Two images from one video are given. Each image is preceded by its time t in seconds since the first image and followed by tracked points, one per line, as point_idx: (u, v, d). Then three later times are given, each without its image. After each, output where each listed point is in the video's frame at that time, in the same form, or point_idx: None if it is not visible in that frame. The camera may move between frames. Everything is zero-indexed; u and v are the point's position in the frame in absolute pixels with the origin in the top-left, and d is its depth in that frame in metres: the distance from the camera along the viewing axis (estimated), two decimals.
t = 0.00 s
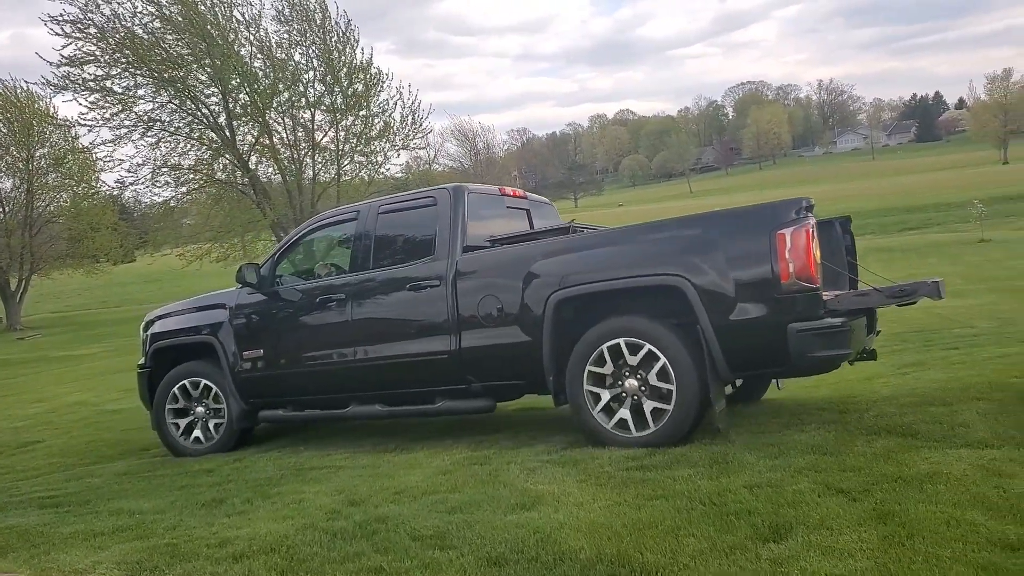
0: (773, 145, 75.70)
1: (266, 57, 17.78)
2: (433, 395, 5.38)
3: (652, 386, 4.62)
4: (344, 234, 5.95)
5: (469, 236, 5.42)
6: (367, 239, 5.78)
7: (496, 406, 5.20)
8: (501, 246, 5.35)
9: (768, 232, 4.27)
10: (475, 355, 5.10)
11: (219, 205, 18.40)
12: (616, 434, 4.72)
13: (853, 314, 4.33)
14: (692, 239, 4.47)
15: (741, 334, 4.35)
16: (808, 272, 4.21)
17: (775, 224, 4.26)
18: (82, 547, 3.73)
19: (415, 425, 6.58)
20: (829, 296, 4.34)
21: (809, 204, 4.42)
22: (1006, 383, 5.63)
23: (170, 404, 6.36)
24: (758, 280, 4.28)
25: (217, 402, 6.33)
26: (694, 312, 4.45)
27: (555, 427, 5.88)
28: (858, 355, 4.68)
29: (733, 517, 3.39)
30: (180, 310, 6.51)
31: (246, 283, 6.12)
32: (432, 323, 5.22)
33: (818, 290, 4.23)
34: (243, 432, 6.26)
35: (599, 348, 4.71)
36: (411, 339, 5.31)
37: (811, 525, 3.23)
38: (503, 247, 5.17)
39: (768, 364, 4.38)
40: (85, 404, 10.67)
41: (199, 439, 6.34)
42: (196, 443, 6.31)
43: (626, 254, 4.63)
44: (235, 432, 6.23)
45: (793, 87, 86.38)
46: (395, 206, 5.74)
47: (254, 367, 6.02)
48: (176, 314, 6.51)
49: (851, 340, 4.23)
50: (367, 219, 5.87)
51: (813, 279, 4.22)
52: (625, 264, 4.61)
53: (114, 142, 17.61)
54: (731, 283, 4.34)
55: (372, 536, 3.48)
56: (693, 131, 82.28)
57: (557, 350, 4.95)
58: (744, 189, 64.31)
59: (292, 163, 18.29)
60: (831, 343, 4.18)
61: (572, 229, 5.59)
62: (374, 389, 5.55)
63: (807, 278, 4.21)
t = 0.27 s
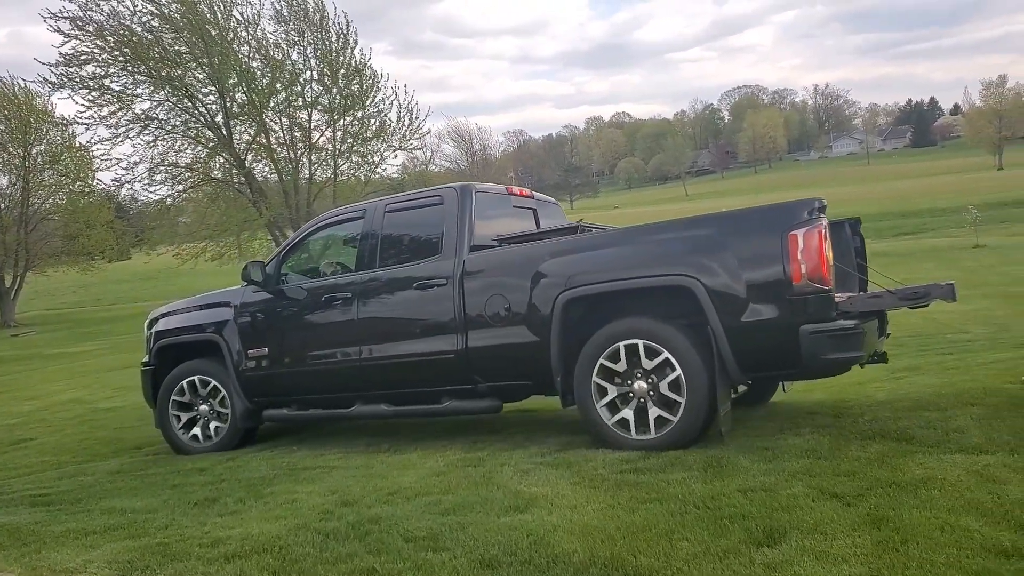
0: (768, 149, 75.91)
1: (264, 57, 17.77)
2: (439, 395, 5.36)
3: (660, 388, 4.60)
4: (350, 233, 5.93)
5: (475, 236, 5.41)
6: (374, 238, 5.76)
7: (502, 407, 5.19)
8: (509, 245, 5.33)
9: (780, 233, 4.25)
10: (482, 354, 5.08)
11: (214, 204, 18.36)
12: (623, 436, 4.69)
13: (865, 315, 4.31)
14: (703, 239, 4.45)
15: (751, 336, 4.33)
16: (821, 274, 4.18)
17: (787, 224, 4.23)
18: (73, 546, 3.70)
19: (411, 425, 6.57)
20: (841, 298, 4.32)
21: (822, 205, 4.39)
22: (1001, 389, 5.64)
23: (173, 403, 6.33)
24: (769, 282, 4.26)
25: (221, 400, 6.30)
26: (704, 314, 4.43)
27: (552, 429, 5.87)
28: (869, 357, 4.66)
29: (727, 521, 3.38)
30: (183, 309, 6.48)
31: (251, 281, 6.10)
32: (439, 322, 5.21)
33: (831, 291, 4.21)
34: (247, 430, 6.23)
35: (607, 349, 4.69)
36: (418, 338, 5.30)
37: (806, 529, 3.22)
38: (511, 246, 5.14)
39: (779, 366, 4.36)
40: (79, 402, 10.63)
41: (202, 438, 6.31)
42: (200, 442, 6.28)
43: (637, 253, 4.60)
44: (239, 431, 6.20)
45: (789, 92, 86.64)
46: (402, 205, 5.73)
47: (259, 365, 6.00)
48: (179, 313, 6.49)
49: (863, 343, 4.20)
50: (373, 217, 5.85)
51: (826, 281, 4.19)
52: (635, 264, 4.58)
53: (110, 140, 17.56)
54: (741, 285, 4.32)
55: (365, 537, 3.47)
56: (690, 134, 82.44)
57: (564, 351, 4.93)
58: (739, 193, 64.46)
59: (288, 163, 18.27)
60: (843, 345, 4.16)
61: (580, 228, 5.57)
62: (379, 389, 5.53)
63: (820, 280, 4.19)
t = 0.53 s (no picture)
0: (758, 147, 76.18)
1: (252, 58, 17.73)
2: (441, 395, 5.36)
3: (663, 387, 4.61)
4: (348, 234, 5.92)
5: (475, 235, 5.40)
6: (372, 239, 5.76)
7: (504, 407, 5.19)
8: (509, 245, 5.33)
9: (783, 229, 4.26)
10: (483, 355, 5.08)
11: (204, 207, 18.28)
12: (625, 434, 4.70)
13: (869, 311, 4.32)
14: (705, 237, 4.46)
15: (753, 334, 4.34)
16: (824, 270, 4.19)
17: (790, 221, 4.24)
18: (64, 552, 3.68)
19: (404, 427, 6.56)
20: (845, 294, 4.32)
21: (825, 202, 4.40)
22: (990, 384, 5.68)
23: (172, 407, 6.31)
24: (771, 279, 4.27)
25: (220, 403, 6.28)
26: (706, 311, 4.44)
27: (546, 428, 5.87)
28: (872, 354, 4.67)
29: (719, 519, 3.39)
30: (180, 312, 6.46)
31: (249, 283, 6.07)
32: (439, 323, 5.20)
33: (834, 288, 4.22)
34: (246, 433, 6.20)
35: (610, 348, 4.69)
36: (419, 339, 5.29)
37: (796, 525, 3.24)
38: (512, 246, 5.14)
39: (781, 363, 4.37)
40: (69, 407, 10.57)
41: (201, 442, 6.28)
42: (199, 445, 6.26)
43: (641, 251, 4.61)
44: (238, 434, 6.17)
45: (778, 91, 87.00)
46: (400, 205, 5.72)
47: (258, 368, 5.98)
48: (176, 316, 6.46)
49: (867, 339, 4.22)
50: (372, 218, 5.84)
51: (829, 277, 4.20)
52: (637, 262, 4.59)
53: (98, 143, 17.48)
54: (744, 282, 4.33)
55: (357, 540, 3.47)
56: (680, 133, 82.66)
57: (565, 350, 4.93)
58: (730, 191, 64.67)
59: (277, 165, 18.24)
60: (846, 342, 4.16)
61: (581, 227, 5.57)
62: (380, 390, 5.52)
63: (823, 276, 4.19)
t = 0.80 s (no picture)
0: (753, 148, 76.33)
1: (247, 58, 17.69)
2: (438, 397, 5.35)
3: (660, 388, 4.61)
4: (346, 234, 5.91)
5: (472, 236, 5.40)
6: (370, 239, 5.75)
7: (501, 408, 5.18)
8: (506, 245, 5.33)
9: (780, 231, 4.27)
10: (480, 356, 5.07)
11: (199, 207, 18.22)
12: (622, 436, 4.70)
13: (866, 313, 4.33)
14: (702, 239, 4.47)
15: (751, 336, 4.35)
16: (822, 272, 4.20)
17: (788, 222, 4.25)
18: (57, 553, 3.67)
19: (399, 428, 6.55)
20: (842, 296, 4.33)
21: (822, 203, 4.41)
22: (983, 386, 5.70)
23: (168, 407, 6.30)
24: (768, 281, 4.28)
25: (216, 403, 6.27)
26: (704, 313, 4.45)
27: (541, 430, 5.87)
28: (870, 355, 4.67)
29: (714, 520, 3.40)
30: (177, 312, 6.44)
31: (246, 283, 6.05)
32: (436, 323, 5.20)
33: (831, 290, 4.23)
34: (243, 434, 6.19)
35: (607, 349, 4.70)
36: (416, 340, 5.28)
37: (791, 527, 3.25)
38: (510, 247, 5.14)
39: (779, 364, 4.38)
40: (64, 407, 10.53)
41: (197, 442, 6.27)
42: (195, 445, 6.25)
43: (639, 253, 4.61)
44: (235, 435, 6.16)
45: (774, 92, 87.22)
46: (398, 205, 5.71)
47: (254, 369, 5.97)
48: (172, 316, 6.45)
49: (865, 341, 4.22)
50: (369, 218, 5.84)
51: (826, 279, 4.21)
52: (635, 264, 4.59)
53: (93, 143, 17.44)
54: (741, 284, 4.34)
55: (352, 541, 3.46)
56: (676, 134, 82.82)
57: (562, 352, 4.93)
58: (725, 192, 64.78)
59: (272, 165, 18.15)
60: (843, 344, 4.17)
61: (578, 228, 5.57)
62: (377, 391, 5.51)
63: (821, 278, 4.20)
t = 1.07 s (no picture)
0: (750, 147, 76.42)
1: (243, 57, 17.65)
2: (433, 395, 5.35)
3: (655, 386, 4.61)
4: (341, 233, 5.91)
5: (467, 234, 5.40)
6: (365, 238, 5.74)
7: (496, 406, 5.18)
8: (502, 244, 5.33)
9: (774, 228, 4.27)
10: (475, 354, 5.07)
11: (194, 206, 18.16)
12: (617, 434, 4.70)
13: (861, 309, 4.34)
14: (696, 236, 4.47)
15: (745, 333, 4.35)
16: (816, 269, 4.20)
17: (782, 219, 4.25)
18: (52, 553, 3.66)
19: (395, 427, 6.55)
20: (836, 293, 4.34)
21: (816, 200, 4.42)
22: (978, 383, 5.71)
23: (163, 407, 6.29)
24: (763, 278, 4.28)
25: (211, 403, 6.25)
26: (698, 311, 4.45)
27: (537, 428, 5.87)
28: (865, 352, 4.68)
29: (710, 518, 3.40)
30: (172, 311, 6.43)
31: (240, 283, 6.04)
32: (432, 321, 5.19)
33: (826, 287, 4.23)
34: (238, 433, 6.18)
35: (602, 347, 4.70)
36: (411, 338, 5.28)
37: (787, 525, 3.25)
38: (504, 245, 5.14)
39: (773, 362, 4.38)
40: (59, 406, 10.50)
41: (192, 442, 6.26)
42: (190, 445, 6.24)
43: (634, 251, 4.61)
44: (230, 434, 6.16)
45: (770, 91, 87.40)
46: (394, 204, 5.71)
47: (249, 368, 5.96)
48: (168, 315, 6.43)
49: (860, 337, 4.23)
50: (364, 217, 5.83)
51: (820, 276, 4.21)
52: (630, 262, 4.59)
53: (88, 141, 17.39)
54: (736, 281, 4.34)
55: (348, 540, 3.46)
56: (672, 133, 82.92)
57: (558, 350, 4.92)
58: (721, 191, 64.84)
59: (269, 164, 18.12)
60: (838, 340, 4.18)
61: (573, 227, 5.57)
62: (371, 390, 5.51)
63: (815, 275, 4.21)
